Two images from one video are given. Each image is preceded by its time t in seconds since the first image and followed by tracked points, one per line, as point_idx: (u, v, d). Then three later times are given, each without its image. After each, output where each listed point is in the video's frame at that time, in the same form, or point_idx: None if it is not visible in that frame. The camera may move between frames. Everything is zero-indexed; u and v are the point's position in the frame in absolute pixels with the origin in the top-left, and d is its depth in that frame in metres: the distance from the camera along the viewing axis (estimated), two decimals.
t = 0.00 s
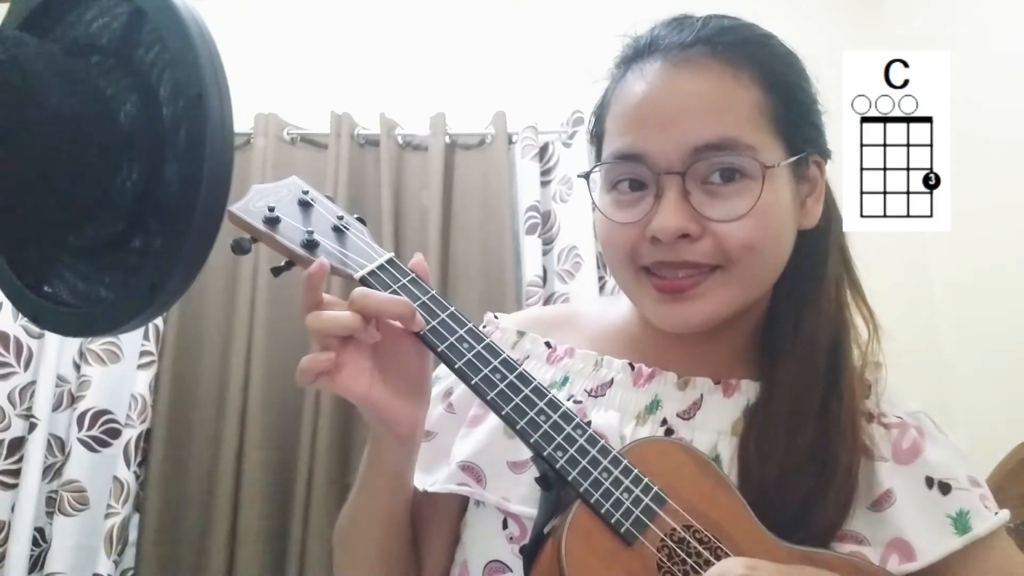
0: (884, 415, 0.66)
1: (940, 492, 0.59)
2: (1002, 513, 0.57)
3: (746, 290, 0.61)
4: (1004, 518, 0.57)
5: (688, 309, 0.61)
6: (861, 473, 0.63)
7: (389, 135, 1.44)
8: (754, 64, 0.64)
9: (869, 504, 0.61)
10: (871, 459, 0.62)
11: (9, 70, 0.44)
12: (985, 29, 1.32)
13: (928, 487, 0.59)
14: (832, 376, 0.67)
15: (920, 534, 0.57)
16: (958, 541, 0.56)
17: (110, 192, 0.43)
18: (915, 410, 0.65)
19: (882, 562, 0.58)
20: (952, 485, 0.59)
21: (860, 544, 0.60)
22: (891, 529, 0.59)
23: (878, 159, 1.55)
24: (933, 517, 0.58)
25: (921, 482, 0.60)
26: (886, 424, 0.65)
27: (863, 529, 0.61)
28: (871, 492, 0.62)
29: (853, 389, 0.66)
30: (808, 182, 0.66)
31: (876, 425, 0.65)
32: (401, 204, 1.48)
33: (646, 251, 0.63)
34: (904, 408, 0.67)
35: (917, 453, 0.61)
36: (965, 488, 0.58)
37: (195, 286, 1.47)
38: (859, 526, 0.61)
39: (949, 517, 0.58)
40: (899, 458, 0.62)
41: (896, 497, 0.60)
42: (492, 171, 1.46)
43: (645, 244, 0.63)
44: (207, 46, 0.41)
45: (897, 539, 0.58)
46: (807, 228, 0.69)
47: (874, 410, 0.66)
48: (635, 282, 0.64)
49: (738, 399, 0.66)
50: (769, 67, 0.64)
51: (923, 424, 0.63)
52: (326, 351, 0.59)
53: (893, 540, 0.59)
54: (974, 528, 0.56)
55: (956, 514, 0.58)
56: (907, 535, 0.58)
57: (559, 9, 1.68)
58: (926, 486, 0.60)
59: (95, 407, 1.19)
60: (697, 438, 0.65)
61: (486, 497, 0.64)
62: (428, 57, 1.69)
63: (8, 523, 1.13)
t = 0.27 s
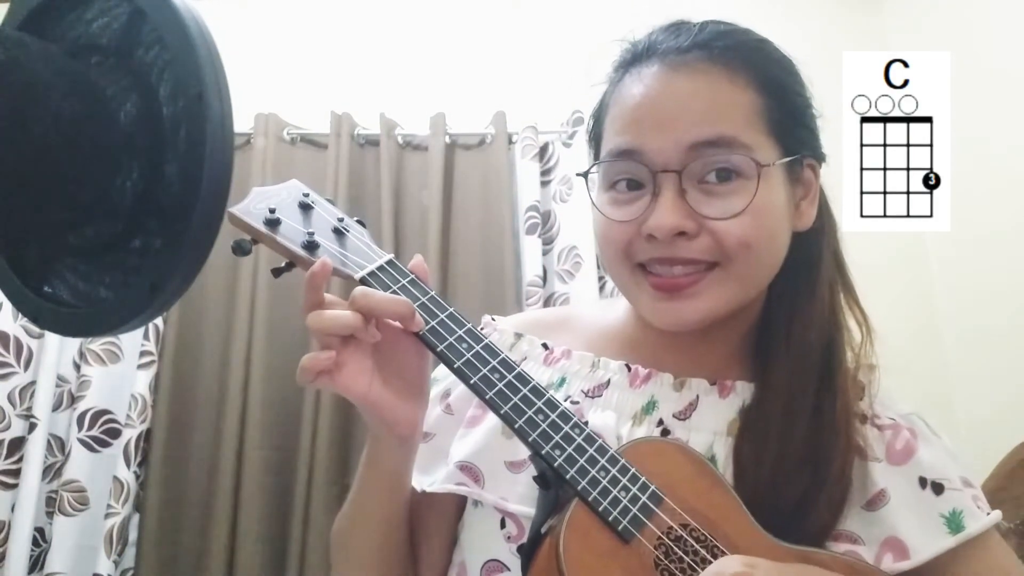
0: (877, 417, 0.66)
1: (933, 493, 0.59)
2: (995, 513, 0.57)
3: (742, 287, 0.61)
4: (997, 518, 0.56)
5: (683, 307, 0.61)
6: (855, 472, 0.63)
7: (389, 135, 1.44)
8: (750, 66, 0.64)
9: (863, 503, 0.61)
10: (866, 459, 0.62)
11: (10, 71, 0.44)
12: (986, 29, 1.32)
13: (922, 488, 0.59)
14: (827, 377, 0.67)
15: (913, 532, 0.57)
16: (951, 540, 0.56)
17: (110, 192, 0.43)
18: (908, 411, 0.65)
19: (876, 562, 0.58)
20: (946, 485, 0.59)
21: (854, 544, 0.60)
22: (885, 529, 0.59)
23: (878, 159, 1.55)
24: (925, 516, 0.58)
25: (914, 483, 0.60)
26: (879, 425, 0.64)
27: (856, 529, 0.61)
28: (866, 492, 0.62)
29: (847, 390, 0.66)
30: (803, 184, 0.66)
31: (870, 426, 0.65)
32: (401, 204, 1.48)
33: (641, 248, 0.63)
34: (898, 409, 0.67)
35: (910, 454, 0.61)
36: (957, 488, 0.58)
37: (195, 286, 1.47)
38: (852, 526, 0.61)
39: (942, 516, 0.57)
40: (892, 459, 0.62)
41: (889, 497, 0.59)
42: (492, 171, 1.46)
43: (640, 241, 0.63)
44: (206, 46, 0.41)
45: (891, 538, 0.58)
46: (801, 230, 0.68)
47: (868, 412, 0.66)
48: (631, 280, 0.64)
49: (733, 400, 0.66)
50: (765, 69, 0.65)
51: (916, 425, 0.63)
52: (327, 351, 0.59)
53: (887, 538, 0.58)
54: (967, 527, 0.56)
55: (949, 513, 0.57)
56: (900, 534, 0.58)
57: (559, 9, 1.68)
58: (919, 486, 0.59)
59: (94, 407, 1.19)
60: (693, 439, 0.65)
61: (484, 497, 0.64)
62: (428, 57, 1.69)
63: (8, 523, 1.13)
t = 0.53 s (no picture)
0: (875, 417, 0.66)
1: (932, 493, 0.59)
2: (993, 513, 0.57)
3: (738, 287, 0.61)
4: (995, 519, 0.56)
5: (679, 307, 0.61)
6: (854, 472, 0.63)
7: (389, 135, 1.44)
8: (746, 66, 0.64)
9: (861, 504, 0.61)
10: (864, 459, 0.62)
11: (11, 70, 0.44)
12: (986, 29, 1.32)
13: (920, 488, 0.59)
14: (827, 378, 0.67)
15: (913, 533, 0.57)
16: (949, 540, 0.56)
17: (111, 192, 0.44)
18: (907, 411, 0.65)
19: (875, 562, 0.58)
20: (944, 485, 0.59)
21: (853, 544, 0.60)
22: (884, 529, 0.59)
23: (878, 159, 1.55)
24: (924, 516, 0.58)
25: (913, 483, 0.60)
26: (877, 425, 0.64)
27: (856, 529, 0.61)
28: (864, 491, 0.62)
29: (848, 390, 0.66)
30: (801, 184, 0.66)
31: (869, 426, 0.64)
32: (401, 204, 1.48)
33: (638, 247, 0.63)
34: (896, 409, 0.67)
35: (908, 454, 0.61)
36: (956, 488, 0.58)
37: (195, 286, 1.47)
38: (851, 526, 0.61)
39: (941, 517, 0.58)
40: (891, 459, 0.62)
41: (888, 497, 0.59)
42: (492, 171, 1.46)
43: (636, 241, 0.63)
44: (207, 46, 0.41)
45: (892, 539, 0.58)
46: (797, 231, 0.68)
47: (866, 412, 0.66)
48: (628, 280, 0.64)
49: (732, 400, 0.66)
50: (761, 70, 0.65)
51: (914, 425, 0.63)
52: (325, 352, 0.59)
53: (886, 538, 0.58)
54: (965, 527, 0.56)
55: (948, 514, 0.57)
56: (899, 534, 0.58)
57: (559, 9, 1.68)
58: (917, 486, 0.60)
59: (95, 407, 1.19)
60: (692, 439, 0.65)
61: (483, 497, 0.64)
62: (428, 57, 1.69)
63: (8, 523, 1.13)
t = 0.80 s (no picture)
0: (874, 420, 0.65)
1: (930, 495, 0.59)
2: (989, 516, 0.57)
3: (733, 287, 0.60)
4: (991, 522, 0.56)
5: (673, 306, 0.61)
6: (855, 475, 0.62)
7: (389, 135, 1.44)
8: (745, 66, 0.64)
9: (859, 505, 0.61)
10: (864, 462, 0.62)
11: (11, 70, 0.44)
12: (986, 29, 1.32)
13: (917, 489, 0.59)
14: (825, 380, 0.67)
15: (910, 534, 0.57)
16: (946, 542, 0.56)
17: (111, 192, 0.44)
18: (905, 414, 0.65)
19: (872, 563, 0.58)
20: (941, 488, 0.59)
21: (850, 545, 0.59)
22: (882, 529, 0.58)
23: (878, 159, 1.55)
24: (921, 518, 0.58)
25: (910, 485, 0.60)
26: (876, 427, 0.64)
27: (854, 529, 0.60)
28: (861, 492, 0.61)
29: (845, 392, 0.66)
30: (798, 186, 0.66)
31: (867, 428, 0.64)
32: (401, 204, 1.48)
33: (633, 246, 0.63)
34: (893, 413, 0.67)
35: (907, 456, 0.61)
36: (953, 491, 0.58)
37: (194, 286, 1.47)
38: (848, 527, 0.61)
39: (937, 519, 0.57)
40: (889, 462, 0.61)
41: (886, 499, 0.59)
42: (492, 171, 1.46)
43: (632, 239, 0.63)
44: (207, 46, 0.41)
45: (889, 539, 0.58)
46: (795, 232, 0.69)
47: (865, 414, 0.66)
48: (624, 280, 0.64)
49: (729, 400, 0.66)
50: (759, 70, 0.65)
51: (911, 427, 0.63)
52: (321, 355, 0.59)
53: (883, 540, 0.58)
54: (962, 530, 0.56)
55: (945, 516, 0.57)
56: (896, 535, 0.57)
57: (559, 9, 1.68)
58: (914, 488, 0.59)
59: (95, 406, 1.19)
60: (691, 439, 0.64)
61: (481, 497, 0.64)
62: (428, 57, 1.69)
63: (8, 523, 1.13)
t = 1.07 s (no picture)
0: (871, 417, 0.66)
1: (926, 492, 0.58)
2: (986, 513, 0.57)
3: (726, 286, 0.60)
4: (988, 518, 0.56)
5: (665, 304, 0.61)
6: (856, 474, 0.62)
7: (389, 135, 1.44)
8: (743, 67, 0.64)
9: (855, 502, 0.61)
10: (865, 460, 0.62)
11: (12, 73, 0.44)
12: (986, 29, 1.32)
13: (914, 486, 0.59)
14: (824, 381, 0.67)
15: (907, 531, 0.57)
16: (943, 539, 0.56)
17: (111, 193, 0.43)
18: (901, 411, 0.65)
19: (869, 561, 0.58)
20: (938, 485, 0.58)
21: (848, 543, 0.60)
22: (878, 527, 0.58)
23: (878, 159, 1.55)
24: (918, 516, 0.58)
25: (906, 482, 0.60)
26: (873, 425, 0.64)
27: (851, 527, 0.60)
28: (858, 490, 0.61)
29: (842, 395, 0.66)
30: (794, 190, 0.66)
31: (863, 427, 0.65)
32: (401, 204, 1.48)
33: (627, 244, 0.63)
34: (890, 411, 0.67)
35: (903, 453, 0.61)
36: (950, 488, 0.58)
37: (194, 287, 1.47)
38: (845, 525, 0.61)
39: (934, 515, 0.57)
40: (886, 459, 0.61)
41: (882, 497, 0.59)
42: (492, 171, 1.46)
43: (626, 237, 0.63)
44: (207, 47, 0.41)
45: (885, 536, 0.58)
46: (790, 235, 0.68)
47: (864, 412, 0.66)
48: (618, 277, 0.64)
49: (727, 400, 0.66)
50: (757, 71, 0.65)
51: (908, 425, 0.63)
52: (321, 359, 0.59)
53: (880, 537, 0.58)
54: (958, 527, 0.56)
55: (941, 513, 0.57)
56: (893, 533, 0.57)
57: (559, 9, 1.68)
58: (911, 485, 0.59)
59: (95, 407, 1.19)
60: (687, 438, 0.65)
61: (479, 497, 0.64)
62: (428, 57, 1.69)
63: (8, 523, 1.13)
